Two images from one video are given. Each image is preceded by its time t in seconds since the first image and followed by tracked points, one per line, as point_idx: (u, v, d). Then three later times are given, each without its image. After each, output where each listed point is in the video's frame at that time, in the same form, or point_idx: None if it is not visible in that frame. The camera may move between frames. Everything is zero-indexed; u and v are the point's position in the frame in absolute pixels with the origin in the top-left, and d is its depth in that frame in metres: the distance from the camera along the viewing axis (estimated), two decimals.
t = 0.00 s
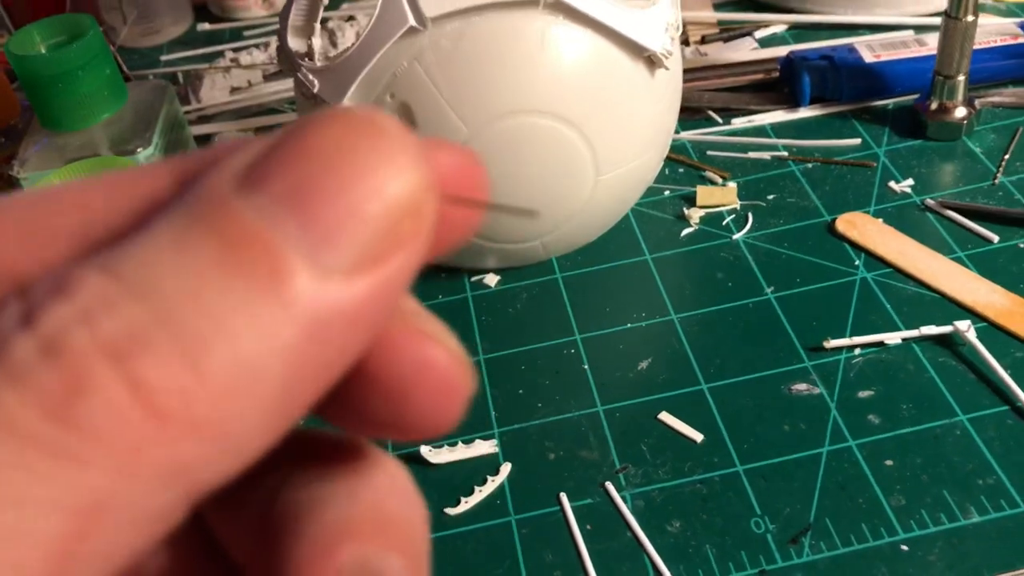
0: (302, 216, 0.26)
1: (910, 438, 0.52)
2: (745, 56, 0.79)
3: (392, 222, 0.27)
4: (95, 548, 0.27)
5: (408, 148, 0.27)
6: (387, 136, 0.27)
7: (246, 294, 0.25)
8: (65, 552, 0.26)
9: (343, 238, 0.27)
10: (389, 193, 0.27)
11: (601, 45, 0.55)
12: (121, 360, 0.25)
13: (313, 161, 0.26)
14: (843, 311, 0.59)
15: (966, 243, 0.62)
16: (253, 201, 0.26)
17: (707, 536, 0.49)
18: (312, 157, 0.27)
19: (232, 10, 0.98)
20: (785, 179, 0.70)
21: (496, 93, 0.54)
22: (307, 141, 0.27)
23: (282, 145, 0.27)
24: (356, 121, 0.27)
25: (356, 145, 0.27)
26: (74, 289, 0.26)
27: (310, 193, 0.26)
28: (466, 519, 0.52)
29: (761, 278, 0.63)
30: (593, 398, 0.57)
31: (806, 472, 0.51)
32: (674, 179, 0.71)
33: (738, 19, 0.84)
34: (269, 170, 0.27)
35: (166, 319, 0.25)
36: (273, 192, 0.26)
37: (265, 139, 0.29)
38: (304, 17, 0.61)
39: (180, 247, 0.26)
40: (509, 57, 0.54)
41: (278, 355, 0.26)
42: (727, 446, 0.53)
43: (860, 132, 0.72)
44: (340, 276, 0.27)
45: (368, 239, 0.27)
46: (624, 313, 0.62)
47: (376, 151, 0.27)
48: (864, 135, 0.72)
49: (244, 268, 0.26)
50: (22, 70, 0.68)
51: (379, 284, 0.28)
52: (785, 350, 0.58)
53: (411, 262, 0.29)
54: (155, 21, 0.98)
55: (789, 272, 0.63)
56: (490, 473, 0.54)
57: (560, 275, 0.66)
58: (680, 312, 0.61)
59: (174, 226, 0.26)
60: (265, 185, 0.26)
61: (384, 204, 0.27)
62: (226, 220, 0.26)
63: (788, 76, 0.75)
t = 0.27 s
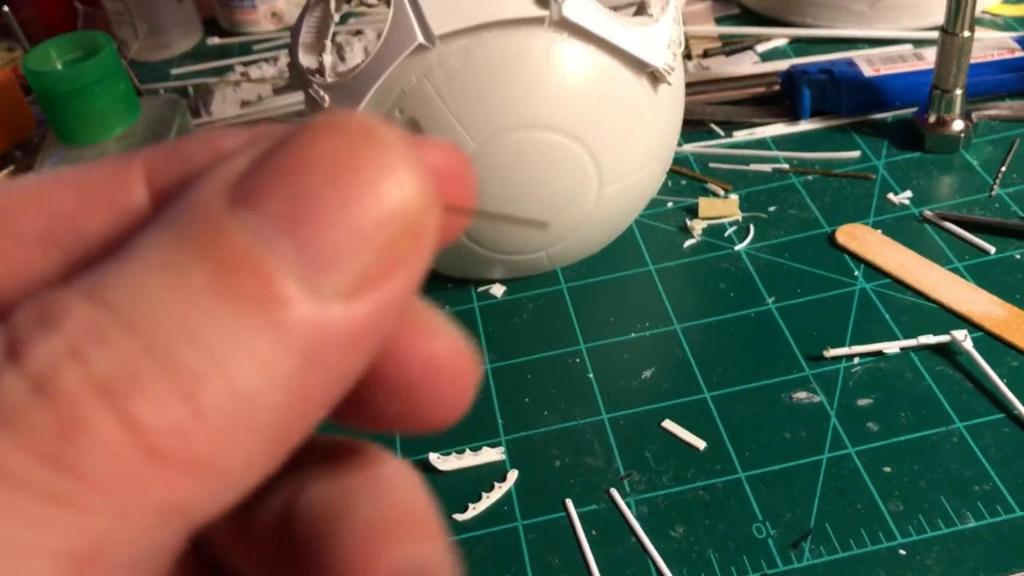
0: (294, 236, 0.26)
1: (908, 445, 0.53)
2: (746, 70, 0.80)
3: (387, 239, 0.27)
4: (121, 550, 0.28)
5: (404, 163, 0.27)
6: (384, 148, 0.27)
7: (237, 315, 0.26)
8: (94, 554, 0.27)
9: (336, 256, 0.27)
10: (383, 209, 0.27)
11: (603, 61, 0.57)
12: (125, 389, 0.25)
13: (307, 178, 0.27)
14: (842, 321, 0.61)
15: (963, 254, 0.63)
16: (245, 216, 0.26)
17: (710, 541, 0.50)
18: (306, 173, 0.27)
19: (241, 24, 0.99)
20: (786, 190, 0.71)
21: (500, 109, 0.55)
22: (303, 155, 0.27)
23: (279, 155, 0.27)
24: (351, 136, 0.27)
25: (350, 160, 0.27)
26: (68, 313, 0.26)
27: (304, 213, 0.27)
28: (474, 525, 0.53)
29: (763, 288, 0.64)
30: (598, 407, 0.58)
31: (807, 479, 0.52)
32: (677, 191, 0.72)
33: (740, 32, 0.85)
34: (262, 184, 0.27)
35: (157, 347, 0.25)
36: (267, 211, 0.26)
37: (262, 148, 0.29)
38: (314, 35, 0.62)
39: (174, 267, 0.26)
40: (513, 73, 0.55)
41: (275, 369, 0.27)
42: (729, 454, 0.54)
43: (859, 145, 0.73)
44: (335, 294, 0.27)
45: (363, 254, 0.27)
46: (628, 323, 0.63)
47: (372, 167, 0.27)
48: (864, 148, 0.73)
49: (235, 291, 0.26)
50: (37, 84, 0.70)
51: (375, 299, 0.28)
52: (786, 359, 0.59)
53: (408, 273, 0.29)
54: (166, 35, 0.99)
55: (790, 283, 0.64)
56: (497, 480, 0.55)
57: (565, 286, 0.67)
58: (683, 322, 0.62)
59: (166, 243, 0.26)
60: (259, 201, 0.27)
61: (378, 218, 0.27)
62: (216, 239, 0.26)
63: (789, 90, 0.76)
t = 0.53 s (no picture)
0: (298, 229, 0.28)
1: (916, 449, 0.54)
2: (753, 76, 0.81)
3: (376, 235, 0.30)
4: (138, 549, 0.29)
5: (389, 172, 0.30)
6: (371, 160, 0.30)
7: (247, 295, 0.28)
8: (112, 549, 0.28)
9: (328, 252, 0.29)
10: (373, 211, 0.30)
11: (612, 67, 0.57)
12: (148, 362, 0.26)
13: (304, 181, 0.29)
14: (850, 325, 0.61)
15: (970, 259, 0.64)
16: (249, 214, 0.29)
17: (719, 544, 0.50)
18: (302, 175, 0.29)
19: (251, 31, 1.00)
20: (793, 196, 0.71)
21: (511, 114, 0.56)
22: (300, 163, 0.29)
23: (276, 166, 0.30)
24: (343, 148, 0.30)
25: (342, 167, 0.29)
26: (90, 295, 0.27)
27: (305, 209, 0.29)
28: (484, 527, 0.53)
29: (771, 292, 0.64)
30: (607, 410, 0.58)
31: (816, 482, 0.53)
32: (685, 196, 0.72)
33: (747, 39, 0.85)
34: (265, 186, 0.29)
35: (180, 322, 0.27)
36: (270, 209, 0.29)
37: (262, 157, 0.32)
38: (326, 41, 0.63)
39: (185, 256, 0.28)
40: (523, 78, 0.56)
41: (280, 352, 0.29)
42: (739, 457, 0.54)
43: (866, 150, 0.74)
44: (331, 282, 0.29)
45: (355, 250, 0.30)
46: (637, 327, 0.64)
47: (363, 174, 0.29)
48: (871, 153, 0.74)
49: (245, 274, 0.28)
50: (51, 90, 0.71)
51: (365, 291, 0.31)
52: (794, 363, 0.59)
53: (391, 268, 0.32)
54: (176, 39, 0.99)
55: (798, 287, 0.64)
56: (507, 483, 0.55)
57: (574, 290, 0.67)
58: (692, 326, 0.63)
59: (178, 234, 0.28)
60: (262, 201, 0.29)
61: (369, 217, 0.30)
62: (226, 229, 0.28)
63: (796, 96, 0.77)
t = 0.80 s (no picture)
0: (328, 235, 0.29)
1: (930, 453, 0.54)
2: (764, 79, 0.81)
3: (399, 242, 0.30)
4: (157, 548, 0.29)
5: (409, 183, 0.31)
6: (387, 175, 0.30)
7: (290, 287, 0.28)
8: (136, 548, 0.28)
9: (351, 259, 0.29)
10: (397, 218, 0.30)
11: (624, 71, 0.58)
12: (201, 343, 0.27)
13: (331, 189, 0.29)
14: (863, 329, 0.61)
15: (982, 263, 0.64)
16: (285, 221, 0.29)
17: (733, 547, 0.50)
18: (329, 186, 0.29)
19: (262, 34, 1.00)
20: (805, 199, 0.71)
21: (524, 117, 0.56)
22: (326, 172, 0.30)
23: (301, 182, 0.30)
24: (367, 161, 0.30)
25: (367, 177, 0.30)
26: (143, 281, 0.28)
27: (333, 217, 0.29)
28: (497, 530, 0.54)
29: (783, 295, 0.64)
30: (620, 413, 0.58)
31: (829, 486, 0.53)
32: (696, 200, 0.73)
33: (758, 42, 0.85)
34: (296, 195, 0.29)
35: (228, 308, 0.28)
36: (302, 216, 0.29)
37: (291, 173, 0.32)
38: (340, 45, 0.63)
39: (225, 254, 0.28)
40: (537, 82, 0.56)
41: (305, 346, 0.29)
42: (752, 460, 0.54)
43: (878, 154, 0.74)
44: (355, 285, 0.30)
45: (380, 256, 0.30)
46: (649, 331, 0.64)
47: (388, 182, 0.30)
48: (882, 157, 0.74)
49: (284, 268, 0.28)
50: (65, 94, 0.72)
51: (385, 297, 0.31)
52: (806, 366, 0.59)
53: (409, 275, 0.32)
54: (188, 44, 0.99)
55: (810, 291, 0.64)
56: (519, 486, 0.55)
57: (586, 293, 0.67)
58: (704, 330, 0.63)
59: (215, 240, 0.29)
60: (294, 209, 0.29)
61: (393, 224, 0.30)
62: (263, 232, 0.29)
63: (807, 99, 0.77)
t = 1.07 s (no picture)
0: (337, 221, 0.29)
1: (934, 454, 0.53)
2: (769, 79, 0.80)
3: (407, 230, 0.30)
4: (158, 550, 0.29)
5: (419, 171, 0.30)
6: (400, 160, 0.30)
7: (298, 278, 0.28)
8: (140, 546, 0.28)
9: (364, 243, 0.29)
10: (405, 206, 0.30)
11: (628, 71, 0.57)
12: (208, 332, 0.27)
13: (340, 177, 0.29)
14: (867, 330, 0.61)
15: (987, 263, 0.64)
16: (295, 210, 0.29)
17: (737, 548, 0.50)
18: (340, 173, 0.29)
19: (266, 34, 1.00)
20: (809, 200, 0.71)
21: (528, 118, 0.56)
22: (335, 161, 0.30)
23: (312, 167, 0.30)
24: (376, 148, 0.30)
25: (376, 166, 0.30)
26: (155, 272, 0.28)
27: (343, 203, 0.29)
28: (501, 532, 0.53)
29: (787, 296, 0.64)
30: (623, 414, 0.58)
31: (833, 486, 0.52)
32: (701, 201, 0.72)
33: (762, 43, 0.85)
34: (305, 183, 0.29)
35: (235, 301, 0.27)
36: (312, 204, 0.29)
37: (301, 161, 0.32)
38: (343, 46, 0.63)
39: (237, 245, 0.28)
40: (541, 83, 0.56)
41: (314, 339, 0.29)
42: (755, 461, 0.54)
43: (882, 155, 0.74)
44: (365, 271, 0.30)
45: (388, 243, 0.30)
46: (653, 331, 0.63)
47: (395, 172, 0.30)
48: (887, 157, 0.74)
49: (293, 258, 0.28)
50: (70, 94, 0.72)
51: (395, 284, 0.31)
52: (811, 367, 0.59)
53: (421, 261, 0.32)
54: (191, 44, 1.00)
55: (814, 291, 0.64)
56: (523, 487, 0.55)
57: (589, 294, 0.67)
58: (708, 330, 0.63)
59: (227, 228, 0.29)
60: (304, 198, 0.29)
61: (401, 212, 0.30)
62: (274, 223, 0.29)
63: (812, 100, 0.77)
